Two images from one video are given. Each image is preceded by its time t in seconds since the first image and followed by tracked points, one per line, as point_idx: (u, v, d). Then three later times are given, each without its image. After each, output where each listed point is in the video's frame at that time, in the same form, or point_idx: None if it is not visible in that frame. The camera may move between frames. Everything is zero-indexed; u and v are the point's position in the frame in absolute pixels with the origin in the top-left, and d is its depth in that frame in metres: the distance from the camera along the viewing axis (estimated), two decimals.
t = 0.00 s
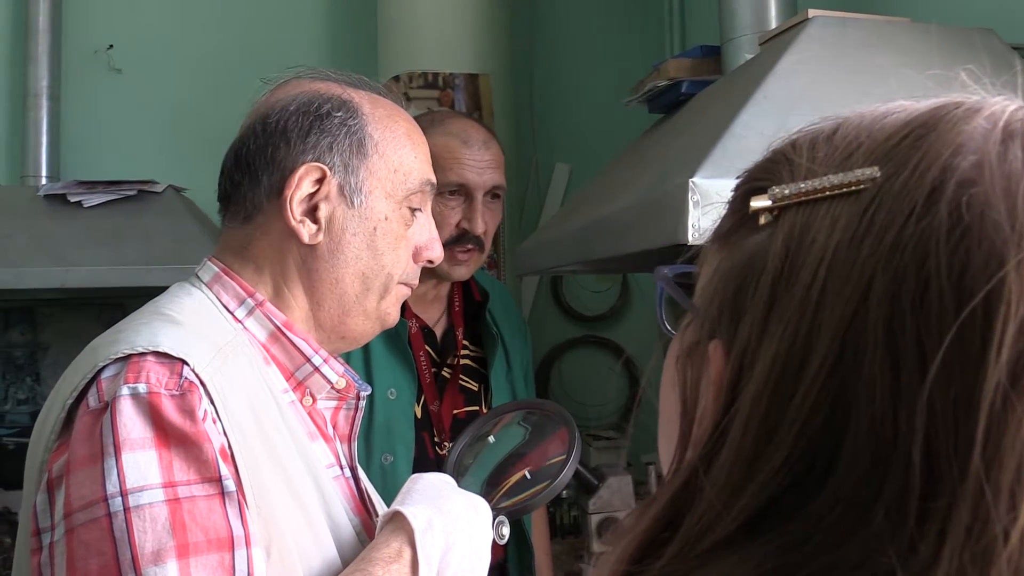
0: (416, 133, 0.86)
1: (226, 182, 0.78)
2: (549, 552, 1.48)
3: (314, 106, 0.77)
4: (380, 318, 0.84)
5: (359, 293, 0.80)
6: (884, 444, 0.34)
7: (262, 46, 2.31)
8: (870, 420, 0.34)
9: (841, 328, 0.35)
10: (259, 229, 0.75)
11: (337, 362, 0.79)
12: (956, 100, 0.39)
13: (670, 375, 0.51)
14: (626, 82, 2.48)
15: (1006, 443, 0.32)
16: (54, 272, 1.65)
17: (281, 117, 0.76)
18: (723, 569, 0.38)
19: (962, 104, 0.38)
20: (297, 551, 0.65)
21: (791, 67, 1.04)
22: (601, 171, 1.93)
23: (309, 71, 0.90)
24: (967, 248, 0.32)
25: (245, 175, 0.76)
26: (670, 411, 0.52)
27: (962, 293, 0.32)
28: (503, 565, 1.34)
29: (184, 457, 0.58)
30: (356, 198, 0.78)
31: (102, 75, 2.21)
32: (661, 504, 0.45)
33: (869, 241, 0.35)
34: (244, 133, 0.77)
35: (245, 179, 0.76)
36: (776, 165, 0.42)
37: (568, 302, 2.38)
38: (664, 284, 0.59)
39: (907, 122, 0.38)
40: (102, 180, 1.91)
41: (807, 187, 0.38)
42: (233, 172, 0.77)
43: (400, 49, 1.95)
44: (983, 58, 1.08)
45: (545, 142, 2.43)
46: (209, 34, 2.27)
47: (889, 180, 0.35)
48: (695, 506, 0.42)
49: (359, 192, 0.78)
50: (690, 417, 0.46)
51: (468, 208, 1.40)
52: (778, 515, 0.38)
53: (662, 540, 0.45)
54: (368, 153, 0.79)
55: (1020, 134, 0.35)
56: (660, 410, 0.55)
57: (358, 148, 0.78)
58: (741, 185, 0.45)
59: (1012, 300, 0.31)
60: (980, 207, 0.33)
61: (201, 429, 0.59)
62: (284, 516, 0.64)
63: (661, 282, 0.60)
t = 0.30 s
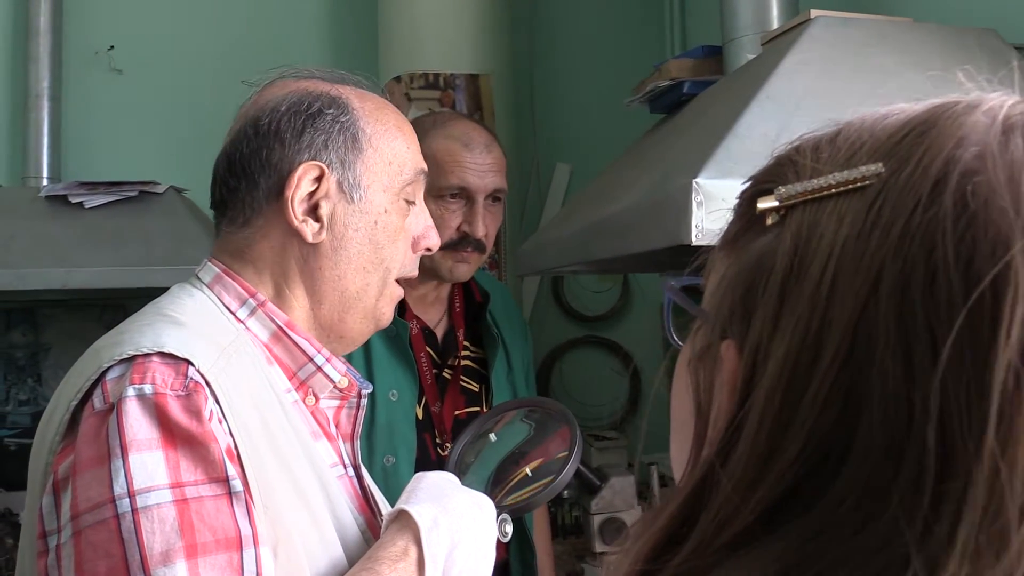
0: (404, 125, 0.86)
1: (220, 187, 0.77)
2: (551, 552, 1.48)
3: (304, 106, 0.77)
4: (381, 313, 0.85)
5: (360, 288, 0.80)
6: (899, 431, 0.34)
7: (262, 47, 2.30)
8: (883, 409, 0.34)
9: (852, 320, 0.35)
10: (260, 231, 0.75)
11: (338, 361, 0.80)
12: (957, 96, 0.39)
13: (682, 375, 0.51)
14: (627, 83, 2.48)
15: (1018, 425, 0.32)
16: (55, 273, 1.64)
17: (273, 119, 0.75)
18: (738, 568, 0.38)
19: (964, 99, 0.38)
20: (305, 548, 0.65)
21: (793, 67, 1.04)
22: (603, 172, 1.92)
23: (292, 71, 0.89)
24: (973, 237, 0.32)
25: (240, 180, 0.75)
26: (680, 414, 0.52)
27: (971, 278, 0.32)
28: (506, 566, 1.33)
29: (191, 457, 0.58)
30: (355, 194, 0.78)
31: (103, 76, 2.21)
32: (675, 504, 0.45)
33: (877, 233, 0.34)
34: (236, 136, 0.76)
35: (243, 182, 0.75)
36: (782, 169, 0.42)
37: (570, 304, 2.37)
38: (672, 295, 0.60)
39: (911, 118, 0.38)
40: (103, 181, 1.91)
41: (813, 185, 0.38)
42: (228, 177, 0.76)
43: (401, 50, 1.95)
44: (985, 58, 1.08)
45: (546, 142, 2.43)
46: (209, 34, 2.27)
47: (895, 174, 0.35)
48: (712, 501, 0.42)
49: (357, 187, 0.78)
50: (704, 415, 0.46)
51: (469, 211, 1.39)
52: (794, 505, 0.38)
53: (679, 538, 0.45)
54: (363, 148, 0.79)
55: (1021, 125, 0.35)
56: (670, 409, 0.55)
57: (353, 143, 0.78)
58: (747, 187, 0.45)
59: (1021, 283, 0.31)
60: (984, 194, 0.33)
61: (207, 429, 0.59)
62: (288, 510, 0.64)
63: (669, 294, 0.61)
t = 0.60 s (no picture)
0: (401, 124, 0.87)
1: (220, 186, 0.76)
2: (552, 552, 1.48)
3: (310, 104, 0.77)
4: (382, 308, 0.85)
5: (364, 285, 0.80)
6: (909, 441, 0.34)
7: (263, 46, 2.30)
8: (894, 417, 0.34)
9: (864, 327, 0.34)
10: (264, 228, 0.74)
11: (340, 359, 0.80)
12: (967, 102, 0.39)
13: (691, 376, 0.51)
14: (627, 84, 2.48)
15: None
16: (56, 273, 1.65)
17: (278, 116, 0.75)
18: (753, 570, 0.38)
19: (974, 105, 0.38)
20: (308, 550, 0.65)
21: (796, 68, 1.04)
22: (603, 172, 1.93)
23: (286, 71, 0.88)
24: (985, 246, 0.32)
25: (245, 177, 0.74)
26: (688, 416, 0.52)
27: (981, 289, 0.32)
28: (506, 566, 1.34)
29: (196, 457, 0.58)
30: (360, 190, 0.79)
31: (103, 75, 2.21)
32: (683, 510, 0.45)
33: (889, 242, 0.34)
34: (239, 133, 0.75)
35: (247, 179, 0.74)
36: (792, 172, 0.42)
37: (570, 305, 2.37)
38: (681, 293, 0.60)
39: (921, 124, 0.38)
40: (103, 180, 1.90)
41: (823, 192, 0.38)
42: (230, 175, 0.75)
43: (402, 49, 1.95)
44: (986, 60, 1.09)
45: (547, 142, 2.43)
46: (210, 33, 2.26)
47: (905, 183, 0.35)
48: (720, 508, 0.42)
49: (363, 184, 0.79)
50: (712, 422, 0.46)
51: (467, 210, 1.39)
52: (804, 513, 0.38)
53: (689, 542, 0.45)
54: (366, 145, 0.79)
55: None
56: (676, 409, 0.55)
57: (357, 139, 0.79)
58: (755, 193, 0.45)
59: None
60: (997, 205, 0.33)
61: (212, 429, 0.59)
62: (293, 514, 0.64)
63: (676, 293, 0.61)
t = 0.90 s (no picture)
0: (401, 125, 0.87)
1: (225, 183, 0.75)
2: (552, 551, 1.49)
3: (316, 103, 0.77)
4: (383, 306, 0.85)
5: (368, 283, 0.80)
6: (923, 440, 0.34)
7: (262, 46, 2.30)
8: (907, 418, 0.34)
9: (877, 329, 0.35)
10: (269, 225, 0.74)
11: (343, 358, 0.80)
12: (974, 108, 0.40)
13: (698, 377, 0.51)
14: (626, 84, 2.48)
15: None
16: (56, 272, 1.64)
17: (284, 114, 0.75)
18: (768, 567, 0.39)
19: (981, 111, 0.39)
20: (314, 549, 0.65)
21: (797, 69, 1.05)
22: (604, 172, 1.93)
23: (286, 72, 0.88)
24: (996, 249, 0.32)
25: (251, 174, 0.74)
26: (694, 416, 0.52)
27: (993, 290, 0.32)
28: (507, 563, 1.35)
29: (208, 454, 0.59)
30: (365, 188, 0.79)
31: (103, 74, 2.21)
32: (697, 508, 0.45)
33: (902, 245, 0.35)
34: (244, 131, 0.75)
35: (252, 176, 0.74)
36: (803, 176, 0.42)
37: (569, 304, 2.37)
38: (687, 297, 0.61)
39: (930, 130, 0.38)
40: (103, 179, 1.90)
41: (834, 196, 0.38)
42: (235, 173, 0.75)
43: (403, 49, 1.95)
44: (986, 61, 1.09)
45: (546, 142, 2.43)
46: (210, 32, 2.26)
47: (917, 187, 0.36)
48: (732, 507, 0.42)
49: (367, 182, 0.79)
50: (723, 423, 0.46)
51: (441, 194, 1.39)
52: (818, 513, 0.38)
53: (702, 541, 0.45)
54: (371, 144, 0.80)
55: None
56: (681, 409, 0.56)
57: (362, 138, 0.79)
58: (765, 199, 0.45)
59: None
60: (1008, 209, 0.33)
61: (224, 427, 0.60)
62: (301, 512, 0.65)
63: (683, 296, 0.61)
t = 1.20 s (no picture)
0: (400, 127, 0.87)
1: (225, 180, 0.75)
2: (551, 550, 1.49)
3: (317, 103, 0.77)
4: (381, 307, 0.85)
5: (366, 283, 0.81)
6: (933, 444, 0.34)
7: (262, 45, 2.30)
8: (916, 422, 0.34)
9: (887, 334, 0.35)
10: (268, 223, 0.74)
11: (342, 358, 0.80)
12: (978, 114, 0.40)
13: (697, 378, 0.52)
14: (625, 85, 2.49)
15: None
16: (55, 271, 1.64)
17: (285, 113, 0.75)
18: (774, 567, 0.39)
19: (986, 118, 0.39)
20: (315, 549, 0.65)
21: (796, 71, 1.05)
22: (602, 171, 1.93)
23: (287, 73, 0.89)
24: (1007, 255, 0.33)
25: (251, 172, 0.74)
26: (693, 418, 0.52)
27: (1003, 297, 0.32)
28: (506, 562, 1.35)
29: (210, 454, 0.59)
30: (364, 187, 0.79)
31: (102, 73, 2.21)
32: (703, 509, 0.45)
33: (913, 250, 0.35)
34: (245, 129, 0.75)
35: (252, 174, 0.74)
36: (809, 178, 0.42)
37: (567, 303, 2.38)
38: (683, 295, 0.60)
39: (936, 135, 0.39)
40: (102, 178, 1.90)
41: (841, 199, 0.38)
42: (235, 170, 0.75)
43: (402, 48, 1.95)
44: (984, 63, 1.10)
45: (545, 142, 2.43)
46: (209, 31, 2.26)
47: (926, 193, 0.36)
48: (738, 508, 0.43)
49: (366, 182, 0.79)
50: (727, 425, 0.46)
51: (439, 186, 1.39)
52: (824, 515, 0.38)
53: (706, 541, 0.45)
54: (371, 145, 0.80)
55: None
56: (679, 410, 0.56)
57: (363, 139, 0.79)
58: (768, 201, 0.45)
59: None
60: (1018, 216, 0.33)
61: (226, 426, 0.60)
62: (301, 512, 0.65)
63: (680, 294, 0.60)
